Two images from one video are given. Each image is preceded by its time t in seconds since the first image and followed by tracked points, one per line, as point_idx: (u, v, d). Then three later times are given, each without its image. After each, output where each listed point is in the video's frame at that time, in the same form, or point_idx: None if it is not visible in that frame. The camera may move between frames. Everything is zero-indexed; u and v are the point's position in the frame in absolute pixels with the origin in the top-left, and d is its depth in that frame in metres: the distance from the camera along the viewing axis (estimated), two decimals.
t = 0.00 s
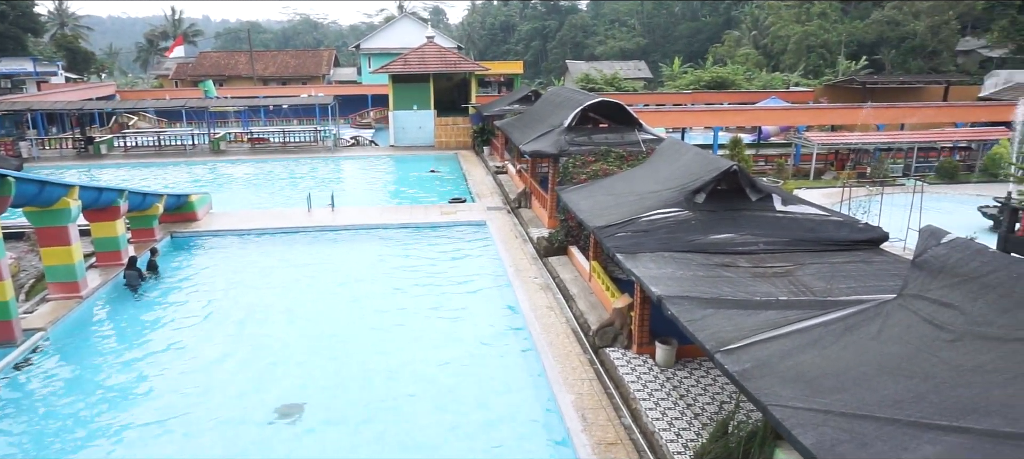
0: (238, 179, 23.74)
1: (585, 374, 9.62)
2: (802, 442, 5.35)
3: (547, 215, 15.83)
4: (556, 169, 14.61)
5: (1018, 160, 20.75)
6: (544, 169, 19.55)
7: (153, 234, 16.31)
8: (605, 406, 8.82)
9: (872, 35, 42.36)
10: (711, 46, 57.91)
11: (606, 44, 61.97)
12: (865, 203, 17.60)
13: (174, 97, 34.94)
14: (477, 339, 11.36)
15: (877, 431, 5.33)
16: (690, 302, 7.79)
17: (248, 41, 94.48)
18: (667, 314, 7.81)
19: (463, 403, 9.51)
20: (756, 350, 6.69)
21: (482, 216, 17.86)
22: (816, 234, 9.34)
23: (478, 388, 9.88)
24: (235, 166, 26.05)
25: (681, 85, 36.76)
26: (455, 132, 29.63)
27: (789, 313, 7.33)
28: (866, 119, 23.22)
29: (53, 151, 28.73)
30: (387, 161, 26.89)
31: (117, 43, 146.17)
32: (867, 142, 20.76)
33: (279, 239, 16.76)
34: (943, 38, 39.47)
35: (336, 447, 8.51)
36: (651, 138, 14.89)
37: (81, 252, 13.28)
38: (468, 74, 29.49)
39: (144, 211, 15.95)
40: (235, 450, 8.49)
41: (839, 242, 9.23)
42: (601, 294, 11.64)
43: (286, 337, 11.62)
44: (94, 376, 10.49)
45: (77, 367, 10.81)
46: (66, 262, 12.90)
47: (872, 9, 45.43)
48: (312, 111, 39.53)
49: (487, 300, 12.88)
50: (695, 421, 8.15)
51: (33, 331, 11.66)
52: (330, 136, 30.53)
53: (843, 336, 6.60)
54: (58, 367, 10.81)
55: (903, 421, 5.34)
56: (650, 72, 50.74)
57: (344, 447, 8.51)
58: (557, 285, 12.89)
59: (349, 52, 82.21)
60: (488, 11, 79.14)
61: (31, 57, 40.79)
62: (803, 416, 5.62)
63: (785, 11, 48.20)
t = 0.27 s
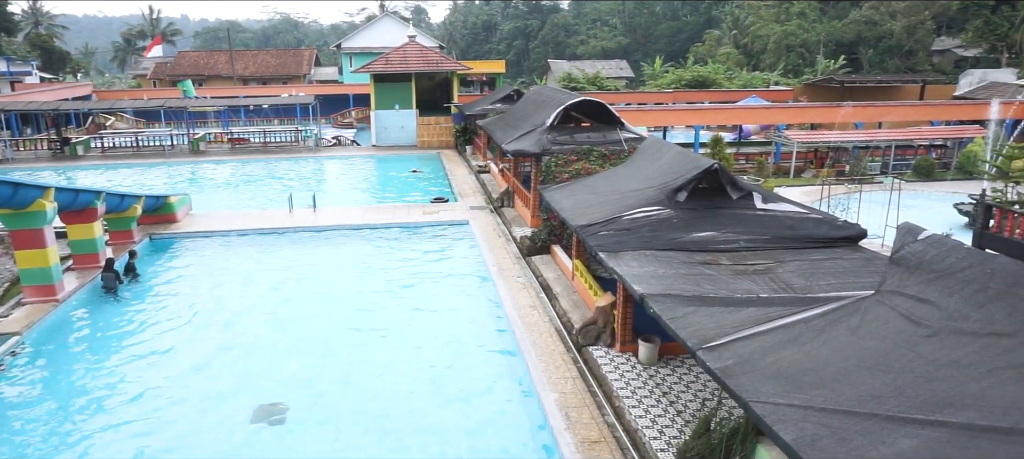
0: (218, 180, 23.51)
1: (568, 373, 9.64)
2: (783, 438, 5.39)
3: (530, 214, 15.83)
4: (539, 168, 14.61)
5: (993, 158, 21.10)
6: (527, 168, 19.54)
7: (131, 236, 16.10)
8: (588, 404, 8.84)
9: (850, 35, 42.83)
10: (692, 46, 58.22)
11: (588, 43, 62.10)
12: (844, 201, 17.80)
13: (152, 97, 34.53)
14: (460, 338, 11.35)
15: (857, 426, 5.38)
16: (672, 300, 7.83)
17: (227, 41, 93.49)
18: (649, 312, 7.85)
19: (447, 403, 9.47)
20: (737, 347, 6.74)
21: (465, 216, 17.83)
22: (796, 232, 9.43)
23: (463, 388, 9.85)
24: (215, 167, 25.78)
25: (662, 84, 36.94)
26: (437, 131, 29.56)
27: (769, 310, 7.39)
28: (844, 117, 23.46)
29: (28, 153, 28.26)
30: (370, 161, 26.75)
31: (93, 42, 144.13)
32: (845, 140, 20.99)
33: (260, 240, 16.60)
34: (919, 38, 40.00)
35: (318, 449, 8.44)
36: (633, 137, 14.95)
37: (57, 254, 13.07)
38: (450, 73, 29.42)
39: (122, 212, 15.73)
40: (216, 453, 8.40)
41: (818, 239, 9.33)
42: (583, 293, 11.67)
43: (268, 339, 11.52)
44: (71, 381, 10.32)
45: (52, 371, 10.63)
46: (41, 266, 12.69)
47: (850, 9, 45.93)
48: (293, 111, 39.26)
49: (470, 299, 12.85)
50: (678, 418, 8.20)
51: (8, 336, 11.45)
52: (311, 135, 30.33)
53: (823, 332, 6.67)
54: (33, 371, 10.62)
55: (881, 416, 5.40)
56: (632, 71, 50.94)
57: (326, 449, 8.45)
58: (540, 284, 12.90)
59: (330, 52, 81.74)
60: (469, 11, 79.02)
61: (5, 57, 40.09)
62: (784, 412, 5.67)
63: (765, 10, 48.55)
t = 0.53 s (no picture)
0: (195, 182, 23.22)
1: (550, 371, 9.65)
2: (762, 432, 5.44)
3: (511, 213, 15.84)
4: (518, 167, 14.61)
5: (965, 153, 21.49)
6: (507, 167, 19.54)
7: (107, 239, 15.85)
8: (570, 401, 8.86)
9: (825, 33, 43.33)
10: (670, 44, 58.55)
11: (567, 41, 62.20)
12: (821, 197, 18.00)
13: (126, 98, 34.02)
14: (442, 338, 11.31)
15: (834, 419, 5.44)
16: (652, 297, 7.86)
17: (203, 41, 92.44)
18: (629, 309, 7.88)
19: (429, 404, 9.43)
20: (717, 343, 6.79)
21: (446, 215, 17.78)
22: (773, 228, 9.52)
23: (445, 388, 9.82)
24: (192, 168, 25.47)
25: (641, 82, 37.13)
26: (416, 130, 29.45)
27: (748, 305, 7.46)
28: (821, 114, 23.73)
29: None
30: (349, 161, 26.58)
31: (65, 43, 141.68)
32: (821, 137, 21.25)
33: (239, 242, 16.44)
34: (893, 35, 40.58)
35: (299, 452, 8.36)
36: (612, 135, 15.00)
37: (29, 259, 12.83)
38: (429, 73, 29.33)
39: (96, 215, 15.49)
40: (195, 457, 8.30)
41: (795, 235, 9.42)
42: (564, 291, 11.69)
43: (247, 341, 11.40)
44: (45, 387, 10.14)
45: (26, 377, 10.44)
46: (13, 271, 12.45)
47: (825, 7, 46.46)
48: (271, 111, 38.88)
49: (451, 299, 12.82)
50: (659, 415, 8.25)
51: None
52: (289, 136, 30.07)
53: (801, 326, 6.74)
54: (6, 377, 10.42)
55: (858, 409, 5.47)
56: (611, 69, 51.11)
57: (307, 451, 8.37)
58: (521, 283, 12.91)
59: (307, 52, 81.09)
60: (448, 10, 78.83)
61: None
62: (763, 407, 5.72)
63: (742, 9, 48.96)
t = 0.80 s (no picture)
0: (173, 183, 22.96)
1: (534, 370, 9.65)
2: (744, 427, 5.48)
3: (494, 212, 15.83)
4: (501, 166, 14.61)
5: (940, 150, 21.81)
6: (489, 166, 19.52)
7: (83, 242, 15.61)
8: (554, 400, 8.88)
9: (804, 31, 43.74)
10: (651, 42, 58.85)
11: (548, 40, 62.27)
12: (801, 194, 18.18)
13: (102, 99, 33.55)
14: (425, 338, 11.27)
15: (815, 413, 5.50)
16: (635, 294, 7.90)
17: (181, 40, 91.40)
18: (612, 307, 7.91)
19: (413, 404, 9.39)
20: (699, 339, 6.82)
21: (428, 215, 17.74)
22: (754, 225, 9.60)
23: (429, 388, 9.78)
24: (170, 170, 25.18)
25: (623, 80, 37.27)
26: (398, 130, 29.31)
27: (729, 301, 7.52)
28: (800, 112, 23.95)
29: None
30: (330, 161, 26.41)
31: (39, 42, 139.34)
32: (800, 134, 21.48)
33: (220, 244, 16.26)
34: (870, 33, 41.06)
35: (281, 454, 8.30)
36: (594, 133, 15.04)
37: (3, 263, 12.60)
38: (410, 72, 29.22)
39: (73, 218, 15.25)
40: None
41: (776, 232, 9.51)
42: (548, 289, 11.70)
43: (229, 344, 11.29)
44: (23, 392, 10.00)
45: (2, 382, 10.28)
46: None
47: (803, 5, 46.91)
48: (250, 111, 38.52)
49: (433, 298, 12.79)
50: (643, 412, 8.28)
51: None
52: (269, 136, 29.82)
53: (781, 322, 6.80)
54: None
55: (838, 402, 5.53)
56: (592, 68, 51.23)
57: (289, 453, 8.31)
58: (504, 282, 12.91)
59: (288, 51, 80.49)
60: (429, 9, 78.59)
61: None
62: (745, 402, 5.76)
63: (721, 7, 49.28)
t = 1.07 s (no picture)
0: (151, 184, 22.66)
1: (517, 368, 9.67)
2: (726, 422, 5.52)
3: (476, 210, 15.81)
4: (483, 164, 14.59)
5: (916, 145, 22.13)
6: (471, 164, 19.49)
7: (59, 244, 15.35)
8: (538, 398, 8.90)
9: (781, 28, 44.10)
10: (631, 40, 59.05)
11: (529, 38, 62.28)
12: (780, 190, 18.35)
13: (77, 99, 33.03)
14: (409, 338, 11.22)
15: (795, 406, 5.56)
16: (617, 292, 7.93)
17: (157, 40, 90.23)
18: (595, 304, 7.94)
19: (396, 404, 9.35)
20: (681, 335, 6.87)
21: (410, 214, 17.67)
22: (735, 221, 9.67)
23: (413, 388, 9.75)
24: (147, 170, 24.84)
25: (604, 78, 37.38)
26: (379, 129, 29.01)
27: (711, 297, 7.58)
28: (779, 108, 24.17)
29: None
30: (311, 161, 26.20)
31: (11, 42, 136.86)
32: (779, 130, 21.68)
33: (200, 245, 16.09)
34: (847, 30, 41.51)
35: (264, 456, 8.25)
36: (575, 131, 15.07)
37: None
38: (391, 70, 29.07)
39: (47, 220, 15.01)
40: None
41: (756, 228, 9.58)
42: (530, 288, 11.71)
43: (210, 346, 11.17)
44: None
45: None
46: None
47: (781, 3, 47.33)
48: (229, 111, 38.13)
49: (416, 298, 12.76)
50: (626, 408, 8.32)
51: None
52: (249, 136, 29.55)
53: (762, 317, 6.87)
54: None
55: (818, 396, 5.60)
56: (573, 65, 51.33)
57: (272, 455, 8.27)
58: (487, 280, 12.90)
59: (266, 50, 79.74)
60: (409, 7, 78.25)
61: None
62: (727, 397, 5.81)
63: (701, 5, 49.55)
